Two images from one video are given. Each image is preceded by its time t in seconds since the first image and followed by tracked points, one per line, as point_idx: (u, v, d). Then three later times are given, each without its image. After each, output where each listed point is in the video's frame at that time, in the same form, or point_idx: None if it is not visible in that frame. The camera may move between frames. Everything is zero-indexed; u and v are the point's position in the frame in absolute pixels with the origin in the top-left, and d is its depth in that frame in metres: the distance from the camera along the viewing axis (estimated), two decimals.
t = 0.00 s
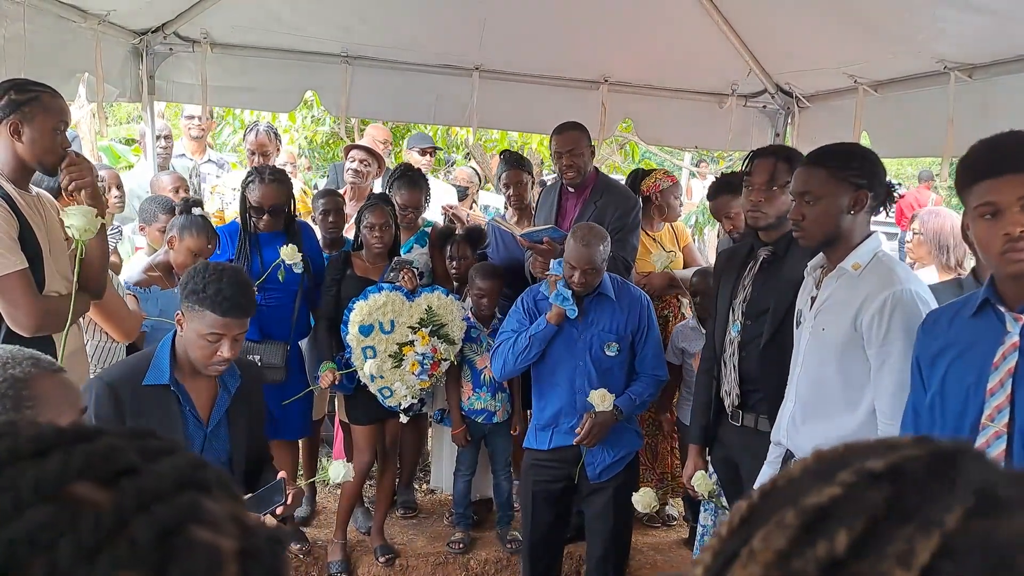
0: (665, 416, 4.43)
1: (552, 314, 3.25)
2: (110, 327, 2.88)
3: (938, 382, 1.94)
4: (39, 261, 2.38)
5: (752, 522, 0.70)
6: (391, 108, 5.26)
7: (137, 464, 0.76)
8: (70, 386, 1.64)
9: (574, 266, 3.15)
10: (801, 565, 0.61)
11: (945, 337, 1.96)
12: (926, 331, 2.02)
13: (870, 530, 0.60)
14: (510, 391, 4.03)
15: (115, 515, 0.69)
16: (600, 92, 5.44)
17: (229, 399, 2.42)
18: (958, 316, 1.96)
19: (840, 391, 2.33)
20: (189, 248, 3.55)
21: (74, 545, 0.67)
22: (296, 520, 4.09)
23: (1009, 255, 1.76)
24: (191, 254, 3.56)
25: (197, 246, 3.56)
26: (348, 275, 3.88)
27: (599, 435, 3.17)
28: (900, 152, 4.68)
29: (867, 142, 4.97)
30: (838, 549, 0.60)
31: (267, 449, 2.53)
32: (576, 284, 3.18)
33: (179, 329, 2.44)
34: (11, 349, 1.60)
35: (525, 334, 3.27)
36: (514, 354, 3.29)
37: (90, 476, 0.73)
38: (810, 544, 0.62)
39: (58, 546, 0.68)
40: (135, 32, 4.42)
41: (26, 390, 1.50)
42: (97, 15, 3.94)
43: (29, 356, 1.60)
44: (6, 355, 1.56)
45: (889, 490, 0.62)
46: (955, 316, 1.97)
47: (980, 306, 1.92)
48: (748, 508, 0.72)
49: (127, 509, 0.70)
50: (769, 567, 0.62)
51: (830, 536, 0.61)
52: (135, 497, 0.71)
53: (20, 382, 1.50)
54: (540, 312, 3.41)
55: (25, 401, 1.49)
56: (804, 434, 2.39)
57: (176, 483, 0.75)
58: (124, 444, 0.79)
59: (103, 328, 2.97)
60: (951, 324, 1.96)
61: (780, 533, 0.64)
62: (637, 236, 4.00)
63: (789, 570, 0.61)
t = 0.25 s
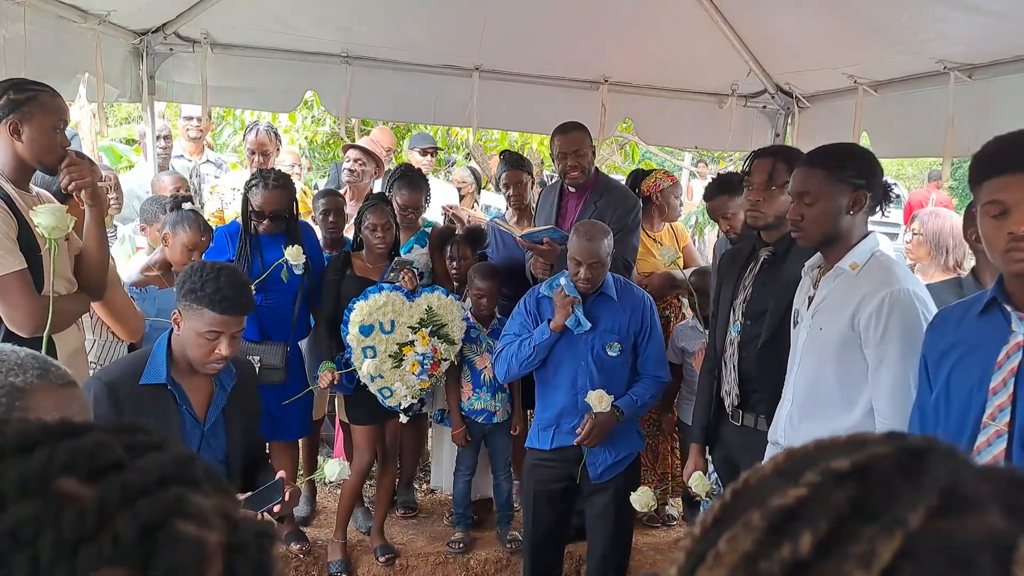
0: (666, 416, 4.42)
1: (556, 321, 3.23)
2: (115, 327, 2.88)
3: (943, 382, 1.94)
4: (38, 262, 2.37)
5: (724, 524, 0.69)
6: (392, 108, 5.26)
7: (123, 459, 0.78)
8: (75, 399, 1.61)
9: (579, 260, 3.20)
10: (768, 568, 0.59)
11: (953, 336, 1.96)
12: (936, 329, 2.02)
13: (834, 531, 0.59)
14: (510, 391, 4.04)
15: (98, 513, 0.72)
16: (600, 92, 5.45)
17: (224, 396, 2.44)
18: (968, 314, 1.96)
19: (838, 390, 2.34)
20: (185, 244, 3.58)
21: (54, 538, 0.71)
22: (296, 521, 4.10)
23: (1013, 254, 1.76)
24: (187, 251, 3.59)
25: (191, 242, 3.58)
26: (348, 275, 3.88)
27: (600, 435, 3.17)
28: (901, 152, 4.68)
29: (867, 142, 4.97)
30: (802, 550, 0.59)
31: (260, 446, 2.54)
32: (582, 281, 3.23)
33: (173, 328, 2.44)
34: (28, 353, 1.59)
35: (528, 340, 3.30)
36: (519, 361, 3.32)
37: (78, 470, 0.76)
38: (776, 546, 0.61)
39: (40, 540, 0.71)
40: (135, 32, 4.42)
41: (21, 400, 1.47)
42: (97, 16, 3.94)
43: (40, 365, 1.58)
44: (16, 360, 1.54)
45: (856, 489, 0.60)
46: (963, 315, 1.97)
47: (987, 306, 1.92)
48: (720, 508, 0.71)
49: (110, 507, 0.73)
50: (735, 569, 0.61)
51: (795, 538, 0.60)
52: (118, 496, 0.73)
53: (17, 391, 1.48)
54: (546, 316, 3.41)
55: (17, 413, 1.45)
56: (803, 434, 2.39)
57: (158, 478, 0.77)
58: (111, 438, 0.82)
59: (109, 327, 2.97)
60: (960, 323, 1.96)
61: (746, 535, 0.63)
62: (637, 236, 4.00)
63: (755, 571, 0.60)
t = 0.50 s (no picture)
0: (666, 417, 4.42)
1: (562, 328, 3.25)
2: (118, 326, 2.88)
3: (948, 381, 1.95)
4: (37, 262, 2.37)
5: (707, 523, 0.68)
6: (392, 109, 5.25)
7: (127, 449, 0.73)
8: (87, 406, 1.60)
9: (580, 259, 3.19)
10: (751, 568, 0.59)
11: (959, 334, 1.96)
12: (943, 328, 2.02)
13: (818, 531, 0.59)
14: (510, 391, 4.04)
15: (83, 488, 0.67)
16: (600, 92, 5.45)
17: (221, 396, 2.44)
18: (975, 313, 1.95)
19: (837, 388, 2.33)
20: (185, 249, 3.61)
21: (36, 510, 0.66)
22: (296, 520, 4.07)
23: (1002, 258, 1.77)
24: (186, 255, 3.62)
25: (191, 247, 3.61)
26: (349, 275, 3.88)
27: (602, 437, 3.15)
28: (902, 152, 4.68)
29: (868, 142, 4.97)
30: (786, 551, 0.59)
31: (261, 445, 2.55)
32: (584, 280, 3.20)
33: (171, 327, 2.43)
34: (45, 360, 1.60)
35: (533, 346, 3.31)
36: (528, 362, 3.31)
37: (79, 459, 0.71)
38: (761, 546, 0.60)
39: (19, 514, 0.66)
40: (135, 31, 4.41)
41: (27, 406, 1.46)
42: (98, 15, 3.94)
43: (55, 372, 1.58)
44: (30, 366, 1.54)
45: (841, 489, 0.60)
46: (971, 315, 1.97)
47: (993, 305, 1.92)
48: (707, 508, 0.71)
49: (96, 483, 0.68)
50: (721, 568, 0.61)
51: (779, 538, 0.60)
52: (108, 474, 0.69)
53: (25, 397, 1.47)
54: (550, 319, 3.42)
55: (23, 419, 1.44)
56: (801, 433, 2.39)
57: (160, 467, 0.72)
58: (117, 432, 0.77)
59: (112, 326, 2.97)
60: (967, 322, 1.95)
61: (731, 535, 0.62)
62: (638, 236, 4.00)
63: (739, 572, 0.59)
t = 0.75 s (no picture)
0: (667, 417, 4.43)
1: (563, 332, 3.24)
2: (122, 327, 2.91)
3: (949, 381, 1.96)
4: (41, 262, 2.38)
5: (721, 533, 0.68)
6: (393, 110, 5.27)
7: (163, 455, 0.72)
8: (97, 408, 1.61)
9: (584, 262, 3.20)
10: None
11: (962, 335, 1.96)
12: (945, 328, 2.03)
13: (849, 546, 0.58)
14: (511, 392, 4.05)
15: (114, 490, 0.65)
16: (602, 93, 5.46)
17: (223, 397, 2.45)
18: (977, 314, 1.96)
19: (837, 388, 2.34)
20: (192, 256, 3.58)
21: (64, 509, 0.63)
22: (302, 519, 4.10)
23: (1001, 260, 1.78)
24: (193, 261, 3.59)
25: (199, 254, 3.59)
26: (350, 275, 3.89)
27: (606, 439, 3.16)
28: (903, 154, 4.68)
29: (869, 144, 4.97)
30: (823, 565, 0.58)
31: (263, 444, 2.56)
32: (587, 282, 3.23)
33: (173, 327, 2.43)
34: (59, 361, 1.61)
35: (537, 348, 3.32)
36: (532, 364, 3.32)
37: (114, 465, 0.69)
38: (794, 564, 0.59)
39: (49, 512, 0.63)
40: (138, 33, 4.42)
41: (37, 406, 1.47)
42: (100, 17, 3.95)
43: (67, 374, 1.59)
44: (43, 366, 1.56)
45: (861, 498, 0.60)
46: (973, 316, 1.97)
47: (995, 307, 1.93)
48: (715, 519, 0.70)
49: (127, 485, 0.66)
50: None
51: (814, 554, 0.59)
52: (140, 478, 0.67)
53: (36, 398, 1.48)
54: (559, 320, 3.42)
55: (32, 418, 1.46)
56: (802, 432, 2.39)
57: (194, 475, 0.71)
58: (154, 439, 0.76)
59: (115, 326, 2.99)
60: (969, 324, 1.96)
61: (763, 555, 0.61)
62: (640, 237, 4.00)
63: None
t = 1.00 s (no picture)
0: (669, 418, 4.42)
1: (563, 338, 3.23)
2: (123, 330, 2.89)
3: (953, 382, 1.94)
4: (42, 262, 2.38)
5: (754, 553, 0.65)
6: (393, 110, 5.26)
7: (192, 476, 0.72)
8: (99, 408, 1.59)
9: (587, 266, 3.19)
10: None
11: (965, 336, 1.95)
12: (949, 329, 2.01)
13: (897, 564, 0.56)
14: (513, 393, 4.05)
15: (138, 514, 0.66)
16: (603, 92, 5.45)
17: (224, 399, 2.43)
18: (981, 314, 1.94)
19: (840, 389, 2.33)
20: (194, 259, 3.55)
21: (87, 534, 0.65)
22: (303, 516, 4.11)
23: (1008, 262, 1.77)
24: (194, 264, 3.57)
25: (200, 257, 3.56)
26: (351, 276, 3.88)
27: (613, 442, 3.14)
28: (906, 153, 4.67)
29: (872, 143, 4.96)
30: None
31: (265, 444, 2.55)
32: (590, 286, 3.23)
33: (175, 328, 2.42)
34: (62, 360, 1.60)
35: (540, 351, 3.32)
36: (534, 367, 3.33)
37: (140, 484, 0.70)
38: None
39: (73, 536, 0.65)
40: (138, 32, 4.41)
41: (40, 405, 1.47)
42: (100, 16, 3.94)
43: (70, 373, 1.58)
44: (47, 366, 1.55)
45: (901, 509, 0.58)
46: (977, 317, 1.96)
47: (999, 307, 1.91)
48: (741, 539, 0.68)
49: (151, 510, 0.66)
50: None
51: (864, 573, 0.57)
52: (164, 502, 0.67)
53: (39, 397, 1.47)
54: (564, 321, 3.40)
55: (34, 417, 1.45)
56: (805, 434, 2.38)
57: (220, 498, 0.70)
58: (183, 457, 0.77)
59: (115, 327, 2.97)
60: (973, 325, 1.94)
61: None
62: (641, 237, 3.99)
63: None
